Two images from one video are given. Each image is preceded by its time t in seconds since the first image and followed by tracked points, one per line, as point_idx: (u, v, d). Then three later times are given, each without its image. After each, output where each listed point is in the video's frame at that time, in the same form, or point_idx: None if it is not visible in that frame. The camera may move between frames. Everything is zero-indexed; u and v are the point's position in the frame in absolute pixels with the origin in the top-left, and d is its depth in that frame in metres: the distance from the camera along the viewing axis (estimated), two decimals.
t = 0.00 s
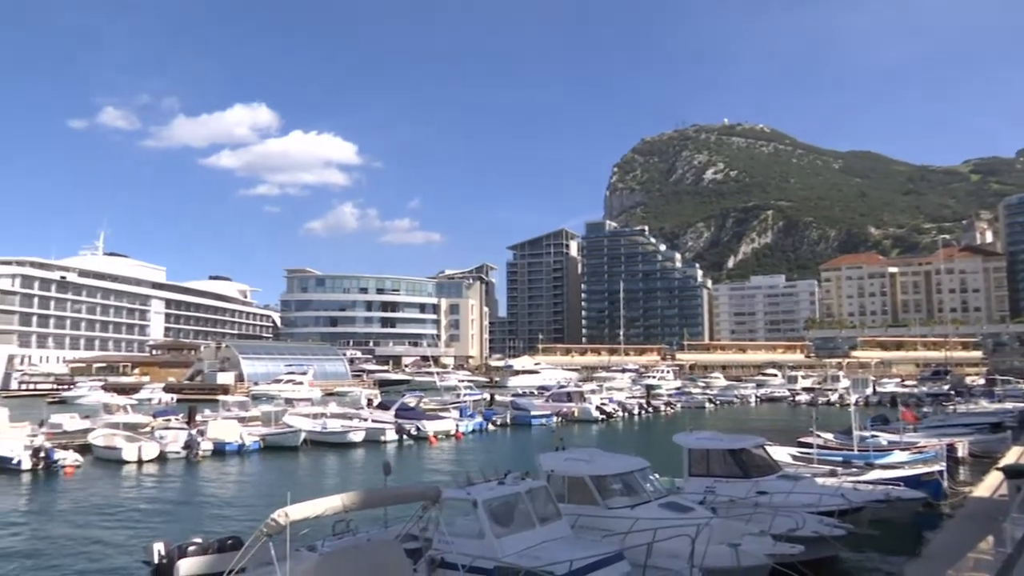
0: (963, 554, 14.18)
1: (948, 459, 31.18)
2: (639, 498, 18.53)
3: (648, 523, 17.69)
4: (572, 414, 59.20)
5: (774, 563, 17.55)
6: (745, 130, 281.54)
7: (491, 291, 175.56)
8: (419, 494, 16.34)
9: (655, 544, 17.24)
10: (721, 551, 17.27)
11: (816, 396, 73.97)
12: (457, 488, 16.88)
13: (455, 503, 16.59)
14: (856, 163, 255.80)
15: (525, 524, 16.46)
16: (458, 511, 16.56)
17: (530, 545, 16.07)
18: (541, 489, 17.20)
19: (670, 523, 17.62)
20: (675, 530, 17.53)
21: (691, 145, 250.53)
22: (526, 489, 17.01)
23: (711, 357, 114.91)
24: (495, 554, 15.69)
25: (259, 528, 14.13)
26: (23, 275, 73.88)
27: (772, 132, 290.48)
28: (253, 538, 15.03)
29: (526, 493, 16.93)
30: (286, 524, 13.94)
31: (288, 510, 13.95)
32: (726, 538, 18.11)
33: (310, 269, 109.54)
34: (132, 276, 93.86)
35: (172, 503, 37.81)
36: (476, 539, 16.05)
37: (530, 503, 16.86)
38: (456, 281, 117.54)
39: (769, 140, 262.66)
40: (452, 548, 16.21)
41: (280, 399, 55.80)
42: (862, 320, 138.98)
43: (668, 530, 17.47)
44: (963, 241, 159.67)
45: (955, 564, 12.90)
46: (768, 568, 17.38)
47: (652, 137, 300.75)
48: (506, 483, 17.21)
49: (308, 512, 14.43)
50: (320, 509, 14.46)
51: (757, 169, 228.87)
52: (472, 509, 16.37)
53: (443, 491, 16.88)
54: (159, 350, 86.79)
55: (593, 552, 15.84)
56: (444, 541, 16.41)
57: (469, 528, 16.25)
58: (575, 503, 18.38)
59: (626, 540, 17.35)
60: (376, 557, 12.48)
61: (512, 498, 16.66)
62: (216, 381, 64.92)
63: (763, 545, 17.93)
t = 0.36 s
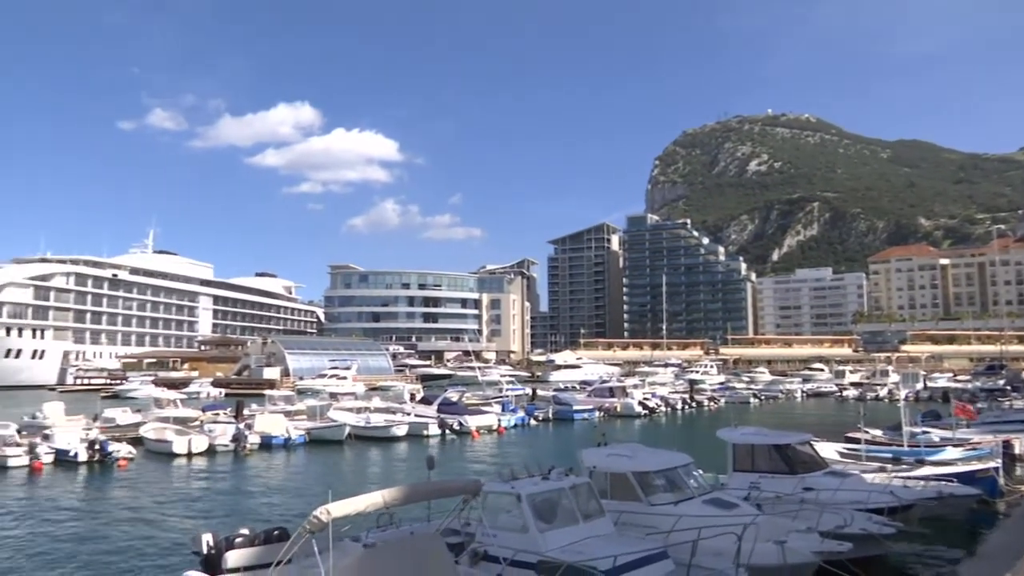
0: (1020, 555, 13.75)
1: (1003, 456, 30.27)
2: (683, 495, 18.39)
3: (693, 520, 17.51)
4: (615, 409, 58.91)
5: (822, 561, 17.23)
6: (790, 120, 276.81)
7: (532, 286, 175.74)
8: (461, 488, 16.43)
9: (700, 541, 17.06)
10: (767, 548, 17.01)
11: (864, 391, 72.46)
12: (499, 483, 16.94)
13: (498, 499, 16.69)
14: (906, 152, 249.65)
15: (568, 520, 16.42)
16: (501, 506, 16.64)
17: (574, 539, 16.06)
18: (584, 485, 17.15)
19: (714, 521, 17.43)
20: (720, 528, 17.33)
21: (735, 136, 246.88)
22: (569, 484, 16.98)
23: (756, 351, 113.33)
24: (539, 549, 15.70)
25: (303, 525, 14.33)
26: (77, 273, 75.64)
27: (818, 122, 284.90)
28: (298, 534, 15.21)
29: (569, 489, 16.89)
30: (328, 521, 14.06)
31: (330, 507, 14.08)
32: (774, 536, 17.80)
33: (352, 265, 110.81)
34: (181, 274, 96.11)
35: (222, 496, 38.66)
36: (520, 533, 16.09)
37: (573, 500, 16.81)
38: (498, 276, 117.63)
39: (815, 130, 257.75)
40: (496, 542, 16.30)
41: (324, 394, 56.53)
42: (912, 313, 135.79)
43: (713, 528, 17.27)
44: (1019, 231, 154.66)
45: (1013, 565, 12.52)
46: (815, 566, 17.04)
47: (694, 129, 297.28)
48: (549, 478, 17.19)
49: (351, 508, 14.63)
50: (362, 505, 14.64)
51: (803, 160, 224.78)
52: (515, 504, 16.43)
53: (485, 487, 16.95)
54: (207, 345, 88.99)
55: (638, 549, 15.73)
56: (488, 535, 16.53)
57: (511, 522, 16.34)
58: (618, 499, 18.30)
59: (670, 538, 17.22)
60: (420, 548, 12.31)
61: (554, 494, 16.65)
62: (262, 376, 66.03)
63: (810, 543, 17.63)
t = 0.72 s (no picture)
0: None
1: None
2: (727, 493, 18.06)
3: (737, 518, 17.21)
4: (657, 406, 58.32)
5: (870, 562, 16.78)
6: (835, 111, 271.20)
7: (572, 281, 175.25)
8: (502, 485, 16.40)
9: (744, 540, 16.75)
10: (814, 548, 16.61)
11: (914, 388, 70.67)
12: (540, 478, 16.88)
13: (539, 496, 16.64)
14: (958, 142, 242.85)
15: (610, 517, 16.24)
16: (542, 502, 16.60)
17: (617, 536, 15.92)
18: (626, 482, 16.95)
19: (759, 520, 17.08)
20: (764, 527, 17.00)
21: (778, 128, 242.70)
22: (611, 481, 16.81)
23: (802, 347, 111.36)
24: (579, 546, 15.57)
25: (346, 521, 14.32)
26: (126, 272, 77.44)
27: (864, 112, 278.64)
28: (341, 530, 15.35)
29: (610, 485, 16.71)
30: (370, 518, 14.16)
31: (371, 504, 14.18)
32: (820, 535, 17.39)
33: (394, 261, 111.69)
34: (226, 271, 97.89)
35: (266, 490, 39.22)
36: (561, 529, 16.01)
37: (614, 496, 16.63)
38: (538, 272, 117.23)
39: (861, 120, 252.12)
40: (537, 537, 16.24)
41: (367, 389, 57.02)
42: (965, 308, 132.16)
43: (757, 526, 16.95)
44: None
45: None
46: (863, 567, 16.59)
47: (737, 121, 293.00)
48: (591, 475, 17.05)
49: (393, 505, 14.59)
50: (404, 502, 14.60)
51: (850, 150, 219.99)
52: (556, 500, 16.36)
53: (526, 483, 16.88)
54: (252, 342, 91.71)
55: (680, 547, 15.51)
56: (529, 530, 16.49)
57: (553, 519, 16.24)
58: (661, 497, 18.09)
59: (715, 536, 16.93)
60: (462, 545, 11.64)
61: (596, 490, 16.48)
62: (305, 371, 66.91)
63: (858, 544, 17.16)
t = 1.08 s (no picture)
0: None
1: None
2: (774, 492, 17.63)
3: (786, 518, 16.79)
4: (702, 403, 57.57)
5: (925, 565, 16.25)
6: (886, 101, 264.92)
7: (616, 278, 174.25)
8: (545, 481, 16.27)
9: (792, 540, 16.34)
10: (864, 550, 16.15)
11: (970, 385, 68.59)
12: (584, 475, 16.75)
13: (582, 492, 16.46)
14: (1016, 130, 235.17)
15: (653, 514, 16.03)
16: (585, 499, 16.41)
17: (661, 534, 15.68)
18: (670, 480, 16.70)
19: (807, 519, 16.66)
20: (813, 527, 16.57)
21: (827, 119, 237.51)
22: (654, 479, 16.58)
23: (852, 343, 108.95)
24: (623, 543, 15.35)
25: (391, 515, 14.33)
26: (175, 271, 79.12)
27: (915, 102, 271.42)
28: (387, 523, 15.34)
29: (654, 483, 16.48)
30: (416, 510, 14.14)
31: (418, 497, 14.15)
32: (871, 537, 16.89)
33: (436, 259, 112.25)
34: (273, 270, 99.44)
35: (312, 486, 39.68)
36: (605, 526, 15.81)
37: (658, 494, 16.40)
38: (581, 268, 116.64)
39: (914, 110, 245.76)
40: (581, 534, 16.08)
41: (411, 386, 57.34)
42: None
43: (806, 526, 16.53)
44: None
45: None
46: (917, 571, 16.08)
47: (783, 113, 287.80)
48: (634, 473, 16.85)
49: (436, 500, 14.58)
50: (448, 496, 14.58)
51: (901, 142, 214.61)
52: (600, 497, 16.18)
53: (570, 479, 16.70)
54: (298, 339, 93.06)
55: (725, 545, 15.21)
56: (573, 528, 16.32)
57: (596, 516, 16.07)
58: (706, 495, 17.75)
59: (761, 535, 16.56)
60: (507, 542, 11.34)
61: (640, 488, 16.27)
62: (350, 369, 67.52)
63: (911, 546, 16.64)
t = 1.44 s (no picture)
0: None
1: None
2: (823, 493, 17.09)
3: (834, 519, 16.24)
4: (748, 402, 56.56)
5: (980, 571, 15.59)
6: (939, 90, 257.72)
7: (658, 274, 172.73)
8: (587, 480, 16.03)
9: (841, 542, 15.80)
10: (916, 553, 15.55)
11: None
12: (627, 474, 16.42)
13: (625, 491, 16.17)
14: None
15: (697, 514, 15.68)
16: (627, 499, 16.12)
17: (706, 535, 15.28)
18: (714, 479, 16.33)
19: (856, 521, 16.08)
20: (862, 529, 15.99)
21: (876, 111, 232.10)
22: (699, 480, 16.18)
23: (903, 340, 106.31)
24: (667, 543, 15.03)
25: (434, 510, 14.25)
26: (220, 270, 80.52)
27: (970, 91, 263.38)
28: (430, 519, 15.24)
29: (697, 483, 16.14)
30: (460, 505, 14.00)
31: (462, 491, 14.00)
32: (924, 540, 16.26)
33: (478, 257, 112.42)
34: (316, 268, 100.50)
35: (355, 484, 39.90)
36: (647, 526, 15.50)
37: (702, 494, 16.05)
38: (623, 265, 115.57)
39: (968, 99, 238.60)
40: (625, 536, 15.76)
41: (453, 384, 57.40)
42: None
43: (855, 528, 15.96)
44: None
45: None
46: None
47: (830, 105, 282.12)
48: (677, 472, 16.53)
49: (481, 496, 14.43)
50: (493, 493, 14.42)
51: (955, 132, 208.51)
52: (642, 496, 15.87)
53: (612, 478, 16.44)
54: (341, 338, 94.04)
55: (771, 546, 14.80)
56: (615, 529, 16.03)
57: (639, 517, 15.73)
58: (752, 496, 17.29)
59: (809, 536, 16.05)
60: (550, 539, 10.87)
61: (683, 487, 15.94)
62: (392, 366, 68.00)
63: (965, 551, 15.98)
